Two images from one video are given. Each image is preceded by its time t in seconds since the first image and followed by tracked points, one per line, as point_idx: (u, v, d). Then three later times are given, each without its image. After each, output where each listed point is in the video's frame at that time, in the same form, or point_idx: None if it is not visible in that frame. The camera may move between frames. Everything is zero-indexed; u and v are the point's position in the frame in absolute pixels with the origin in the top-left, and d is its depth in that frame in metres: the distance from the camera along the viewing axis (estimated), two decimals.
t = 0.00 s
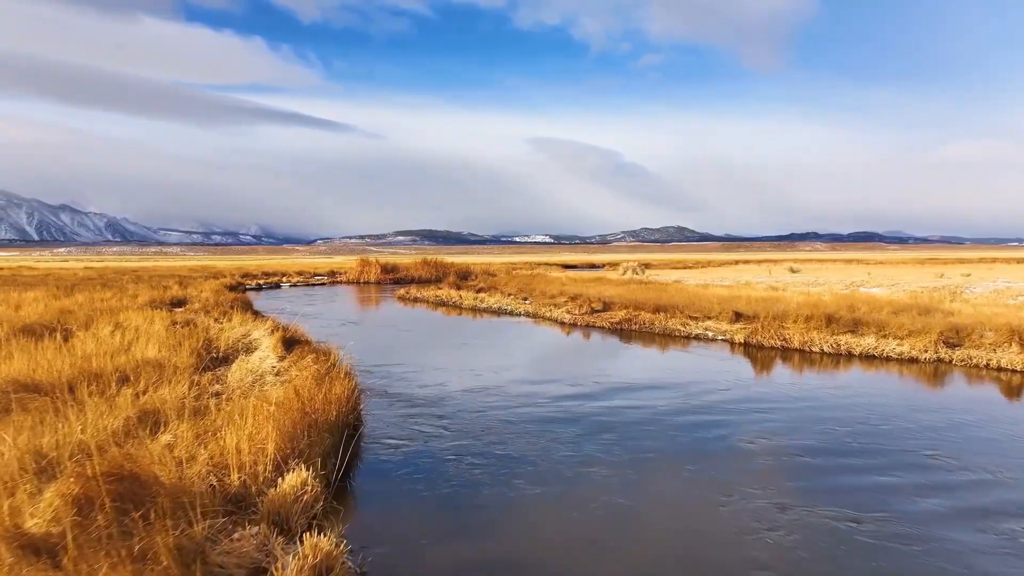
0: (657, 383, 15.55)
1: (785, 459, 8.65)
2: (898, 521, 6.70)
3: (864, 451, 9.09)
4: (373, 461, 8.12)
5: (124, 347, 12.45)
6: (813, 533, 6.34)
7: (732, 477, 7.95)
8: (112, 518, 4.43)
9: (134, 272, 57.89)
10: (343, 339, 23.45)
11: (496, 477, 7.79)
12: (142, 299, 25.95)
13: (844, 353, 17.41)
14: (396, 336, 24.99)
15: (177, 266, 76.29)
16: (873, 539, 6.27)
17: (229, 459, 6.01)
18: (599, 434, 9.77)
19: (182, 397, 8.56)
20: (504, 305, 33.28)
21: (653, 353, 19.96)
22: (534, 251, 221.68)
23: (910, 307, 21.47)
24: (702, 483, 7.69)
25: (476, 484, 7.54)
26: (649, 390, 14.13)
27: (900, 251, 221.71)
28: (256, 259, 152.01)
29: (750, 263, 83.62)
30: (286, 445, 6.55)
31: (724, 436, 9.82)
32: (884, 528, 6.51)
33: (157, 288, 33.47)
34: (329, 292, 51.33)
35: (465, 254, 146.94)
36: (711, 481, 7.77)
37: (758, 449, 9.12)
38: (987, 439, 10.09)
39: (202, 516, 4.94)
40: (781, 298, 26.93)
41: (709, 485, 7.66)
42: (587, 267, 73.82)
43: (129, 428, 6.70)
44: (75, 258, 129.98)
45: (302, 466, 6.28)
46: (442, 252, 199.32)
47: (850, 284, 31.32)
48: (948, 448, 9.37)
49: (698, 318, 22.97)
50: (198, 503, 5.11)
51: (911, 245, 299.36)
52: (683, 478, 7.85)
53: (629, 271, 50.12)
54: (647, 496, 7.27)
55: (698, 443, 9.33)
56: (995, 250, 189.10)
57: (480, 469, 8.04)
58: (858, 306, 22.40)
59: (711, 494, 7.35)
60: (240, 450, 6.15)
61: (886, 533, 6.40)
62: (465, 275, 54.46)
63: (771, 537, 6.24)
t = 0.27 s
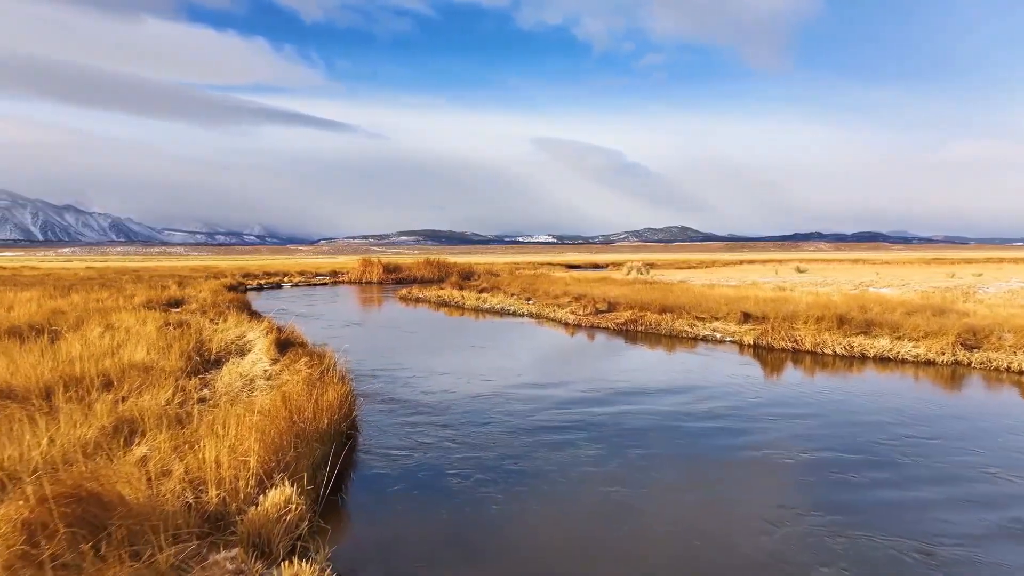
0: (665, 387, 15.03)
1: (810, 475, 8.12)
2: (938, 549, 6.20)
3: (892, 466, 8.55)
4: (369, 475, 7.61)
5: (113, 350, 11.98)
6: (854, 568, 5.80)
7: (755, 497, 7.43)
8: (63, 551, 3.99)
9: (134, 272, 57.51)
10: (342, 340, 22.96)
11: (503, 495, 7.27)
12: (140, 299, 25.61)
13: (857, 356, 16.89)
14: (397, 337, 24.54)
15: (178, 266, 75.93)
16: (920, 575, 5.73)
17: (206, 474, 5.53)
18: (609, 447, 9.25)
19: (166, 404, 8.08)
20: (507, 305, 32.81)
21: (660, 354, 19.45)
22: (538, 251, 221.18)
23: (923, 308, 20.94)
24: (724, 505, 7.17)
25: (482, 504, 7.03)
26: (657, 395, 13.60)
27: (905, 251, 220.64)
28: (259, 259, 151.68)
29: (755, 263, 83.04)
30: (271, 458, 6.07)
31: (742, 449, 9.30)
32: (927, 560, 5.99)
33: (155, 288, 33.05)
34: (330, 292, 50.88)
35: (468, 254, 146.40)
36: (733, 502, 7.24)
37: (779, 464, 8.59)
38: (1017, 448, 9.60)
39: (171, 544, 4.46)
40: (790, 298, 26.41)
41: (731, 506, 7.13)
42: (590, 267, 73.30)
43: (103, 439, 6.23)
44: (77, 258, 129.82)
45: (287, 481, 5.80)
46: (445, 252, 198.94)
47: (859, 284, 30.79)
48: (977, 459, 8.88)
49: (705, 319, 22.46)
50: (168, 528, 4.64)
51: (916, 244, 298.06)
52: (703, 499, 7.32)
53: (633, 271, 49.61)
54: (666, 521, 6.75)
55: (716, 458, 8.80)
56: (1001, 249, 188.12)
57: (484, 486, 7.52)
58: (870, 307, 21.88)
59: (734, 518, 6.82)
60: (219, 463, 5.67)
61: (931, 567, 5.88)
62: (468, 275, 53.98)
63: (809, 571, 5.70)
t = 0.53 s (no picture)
0: (672, 391, 14.58)
1: (832, 493, 7.70)
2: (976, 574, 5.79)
3: (918, 480, 8.11)
4: (365, 488, 7.18)
5: (102, 351, 11.56)
6: None
7: (775, 517, 7.00)
8: None
9: (134, 272, 57.15)
10: (342, 341, 22.53)
11: (509, 511, 6.85)
12: (137, 299, 25.27)
13: (870, 358, 16.45)
14: (397, 338, 24.12)
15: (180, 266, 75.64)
16: None
17: (185, 487, 5.13)
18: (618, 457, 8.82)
19: (151, 409, 7.67)
20: (509, 305, 32.40)
21: (666, 356, 19.02)
22: (540, 251, 220.78)
23: (935, 309, 20.50)
24: (741, 524, 6.74)
25: (486, 521, 6.60)
26: (665, 399, 13.15)
27: (910, 251, 219.58)
28: (261, 259, 151.29)
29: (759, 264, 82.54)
30: (256, 471, 5.66)
31: (758, 462, 8.84)
32: None
33: (154, 288, 32.71)
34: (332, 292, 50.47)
35: (471, 254, 145.82)
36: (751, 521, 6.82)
37: (797, 479, 8.15)
38: None
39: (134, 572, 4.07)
40: (798, 298, 25.95)
41: (750, 526, 6.70)
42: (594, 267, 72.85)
43: (78, 449, 5.83)
44: (79, 257, 129.55)
45: (271, 496, 5.38)
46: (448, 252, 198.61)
47: (868, 284, 30.35)
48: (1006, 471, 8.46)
49: (712, 320, 21.97)
50: (133, 553, 4.25)
51: (920, 244, 296.86)
52: (720, 518, 6.90)
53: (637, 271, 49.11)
54: (681, 542, 6.33)
55: (731, 472, 8.36)
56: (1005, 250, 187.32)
57: (488, 501, 7.09)
58: (881, 307, 21.42)
59: (755, 541, 6.40)
60: (199, 475, 5.27)
61: None
62: (470, 275, 53.57)
63: None
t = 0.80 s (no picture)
0: (682, 395, 14.09)
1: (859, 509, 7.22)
2: None
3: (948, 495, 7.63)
4: (359, 505, 6.68)
5: (88, 353, 11.09)
6: None
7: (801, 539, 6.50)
8: None
9: (135, 272, 56.76)
10: (341, 342, 22.03)
11: (514, 529, 6.36)
12: (134, 299, 24.86)
13: (885, 360, 15.94)
14: (398, 339, 23.63)
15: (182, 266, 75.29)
16: None
17: (154, 506, 4.67)
18: (629, 467, 8.32)
19: (131, 417, 7.20)
20: (512, 306, 31.90)
21: (674, 358, 18.52)
22: (544, 251, 220.21)
23: (950, 309, 19.98)
24: (766, 545, 6.25)
25: (489, 541, 6.13)
26: (675, 404, 12.64)
27: (915, 251, 218.40)
28: (263, 259, 150.91)
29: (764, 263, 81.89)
30: (236, 488, 5.19)
31: (777, 475, 8.34)
32: None
33: (153, 288, 32.30)
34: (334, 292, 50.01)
35: (474, 254, 145.01)
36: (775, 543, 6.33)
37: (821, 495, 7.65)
38: None
39: None
40: (807, 298, 25.42)
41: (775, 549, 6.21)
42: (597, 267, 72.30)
43: (42, 464, 5.36)
44: (82, 257, 129.27)
45: (251, 517, 4.91)
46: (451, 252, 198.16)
47: (878, 284, 29.80)
48: None
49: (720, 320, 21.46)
50: None
51: (925, 244, 295.52)
52: (741, 537, 6.43)
53: (641, 271, 48.57)
54: (701, 565, 5.85)
55: (749, 486, 7.86)
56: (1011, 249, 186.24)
57: (491, 516, 6.60)
58: (894, 307, 20.90)
59: (781, 565, 5.90)
60: (170, 493, 4.80)
61: None
62: (473, 275, 53.06)
63: None
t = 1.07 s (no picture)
0: (690, 398, 13.68)
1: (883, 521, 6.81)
2: None
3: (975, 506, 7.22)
4: (353, 520, 6.27)
5: (76, 355, 10.70)
6: None
7: (825, 554, 6.10)
8: None
9: (137, 272, 56.49)
10: (341, 343, 21.63)
11: (517, 545, 5.96)
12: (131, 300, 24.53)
13: (899, 362, 15.51)
14: (399, 340, 23.24)
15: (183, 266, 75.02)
16: None
17: (123, 526, 4.27)
18: (639, 479, 7.87)
19: (111, 424, 6.79)
20: (515, 306, 31.49)
21: (681, 359, 18.10)
22: (547, 251, 219.73)
23: (964, 310, 19.53)
24: (789, 562, 5.84)
25: (491, 557, 5.74)
26: (683, 409, 12.21)
27: (920, 251, 217.23)
28: (265, 258, 150.37)
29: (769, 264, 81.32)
30: (214, 506, 4.78)
31: (796, 486, 7.89)
32: None
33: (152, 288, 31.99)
34: (335, 292, 49.62)
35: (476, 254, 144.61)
36: (798, 560, 5.91)
37: (843, 508, 7.22)
38: None
39: None
40: (816, 299, 24.98)
41: (799, 568, 5.79)
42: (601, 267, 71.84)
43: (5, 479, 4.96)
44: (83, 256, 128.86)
45: (228, 539, 4.49)
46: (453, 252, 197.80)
47: (887, 285, 29.33)
48: None
49: (727, 321, 21.03)
50: None
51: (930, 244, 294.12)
52: (758, 551, 6.04)
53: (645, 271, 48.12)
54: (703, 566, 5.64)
55: (768, 498, 7.41)
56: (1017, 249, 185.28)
57: (494, 532, 6.20)
58: (906, 307, 20.45)
59: None
60: (141, 511, 4.41)
61: None
62: (475, 275, 52.66)
63: None
